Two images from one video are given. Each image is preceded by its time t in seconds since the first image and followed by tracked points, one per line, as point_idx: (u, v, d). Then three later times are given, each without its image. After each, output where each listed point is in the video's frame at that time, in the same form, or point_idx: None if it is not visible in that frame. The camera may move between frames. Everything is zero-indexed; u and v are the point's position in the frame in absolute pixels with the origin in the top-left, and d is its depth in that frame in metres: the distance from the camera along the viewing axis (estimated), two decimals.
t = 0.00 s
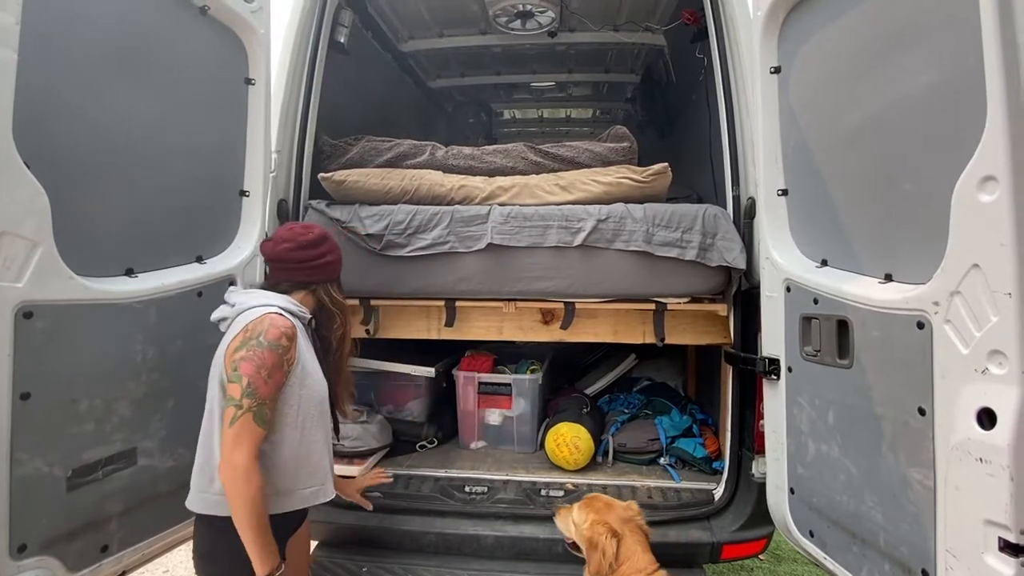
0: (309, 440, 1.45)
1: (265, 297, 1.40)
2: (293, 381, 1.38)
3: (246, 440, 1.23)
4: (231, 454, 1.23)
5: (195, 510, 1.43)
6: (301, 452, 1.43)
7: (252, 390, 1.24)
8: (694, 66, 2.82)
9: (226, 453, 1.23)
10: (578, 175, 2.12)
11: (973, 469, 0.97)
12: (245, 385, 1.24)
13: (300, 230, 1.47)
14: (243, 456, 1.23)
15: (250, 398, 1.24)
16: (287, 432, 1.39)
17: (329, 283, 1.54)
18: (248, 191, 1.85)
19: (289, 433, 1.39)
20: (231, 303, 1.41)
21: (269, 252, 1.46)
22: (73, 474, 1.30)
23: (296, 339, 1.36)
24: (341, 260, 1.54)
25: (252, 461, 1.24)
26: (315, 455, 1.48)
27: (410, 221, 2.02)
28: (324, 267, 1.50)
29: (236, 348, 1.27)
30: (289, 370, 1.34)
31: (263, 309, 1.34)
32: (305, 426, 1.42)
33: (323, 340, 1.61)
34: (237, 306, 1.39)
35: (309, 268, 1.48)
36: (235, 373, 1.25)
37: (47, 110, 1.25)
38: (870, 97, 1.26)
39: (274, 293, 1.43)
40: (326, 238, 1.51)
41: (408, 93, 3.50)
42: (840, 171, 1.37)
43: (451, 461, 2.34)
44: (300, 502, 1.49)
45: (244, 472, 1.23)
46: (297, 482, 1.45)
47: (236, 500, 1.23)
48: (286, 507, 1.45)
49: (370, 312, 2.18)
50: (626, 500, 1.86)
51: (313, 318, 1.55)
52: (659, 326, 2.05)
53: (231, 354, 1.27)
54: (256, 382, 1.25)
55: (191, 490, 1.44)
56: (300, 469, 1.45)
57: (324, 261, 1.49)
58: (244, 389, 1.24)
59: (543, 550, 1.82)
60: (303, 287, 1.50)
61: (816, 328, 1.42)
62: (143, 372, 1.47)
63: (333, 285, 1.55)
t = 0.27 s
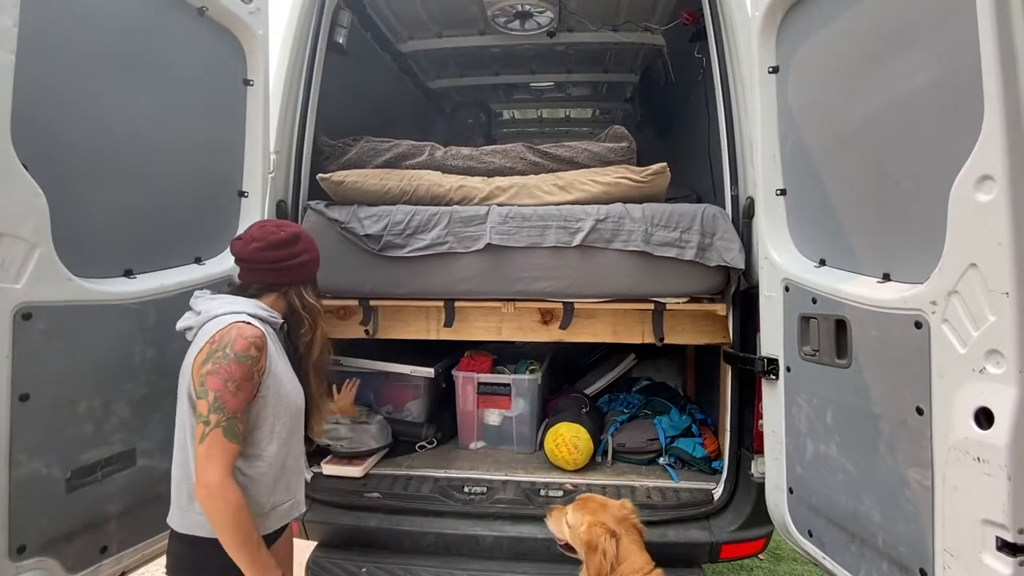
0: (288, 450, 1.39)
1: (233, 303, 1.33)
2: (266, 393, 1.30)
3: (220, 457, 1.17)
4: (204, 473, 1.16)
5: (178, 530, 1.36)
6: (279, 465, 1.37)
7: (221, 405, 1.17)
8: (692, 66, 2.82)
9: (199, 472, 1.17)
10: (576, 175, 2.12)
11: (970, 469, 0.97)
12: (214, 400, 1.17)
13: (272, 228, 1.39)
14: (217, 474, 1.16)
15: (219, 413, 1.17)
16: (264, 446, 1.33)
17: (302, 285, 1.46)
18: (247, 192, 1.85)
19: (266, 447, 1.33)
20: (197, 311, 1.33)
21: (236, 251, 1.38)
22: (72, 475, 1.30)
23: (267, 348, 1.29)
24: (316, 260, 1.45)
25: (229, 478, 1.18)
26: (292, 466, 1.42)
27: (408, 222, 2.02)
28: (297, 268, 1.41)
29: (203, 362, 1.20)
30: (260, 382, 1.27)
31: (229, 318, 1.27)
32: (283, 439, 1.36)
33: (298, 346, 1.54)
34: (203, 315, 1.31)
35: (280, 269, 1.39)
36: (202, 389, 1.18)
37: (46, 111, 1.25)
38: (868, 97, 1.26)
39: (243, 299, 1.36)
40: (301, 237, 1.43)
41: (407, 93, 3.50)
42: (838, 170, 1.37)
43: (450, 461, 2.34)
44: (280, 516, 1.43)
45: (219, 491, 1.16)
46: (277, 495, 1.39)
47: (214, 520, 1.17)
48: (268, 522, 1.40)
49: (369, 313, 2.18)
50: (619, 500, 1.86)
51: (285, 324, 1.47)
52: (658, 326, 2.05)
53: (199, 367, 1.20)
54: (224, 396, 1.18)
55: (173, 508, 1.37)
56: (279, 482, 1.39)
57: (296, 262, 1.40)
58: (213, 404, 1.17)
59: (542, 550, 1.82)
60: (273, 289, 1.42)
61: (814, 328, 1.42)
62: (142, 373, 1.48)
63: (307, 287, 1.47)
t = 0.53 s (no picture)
0: (272, 455, 1.38)
1: (216, 306, 1.33)
2: (245, 398, 1.30)
3: (188, 465, 1.16)
4: (172, 480, 1.16)
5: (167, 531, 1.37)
6: (265, 468, 1.37)
7: (190, 412, 1.17)
8: (692, 66, 2.82)
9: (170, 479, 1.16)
10: (576, 175, 2.12)
11: (969, 469, 0.97)
12: (183, 407, 1.17)
13: (257, 226, 1.38)
14: (184, 482, 1.15)
15: (189, 420, 1.17)
16: (246, 451, 1.32)
17: (288, 283, 1.45)
18: (247, 193, 1.85)
19: (247, 451, 1.32)
20: (180, 314, 1.33)
21: (222, 248, 1.38)
22: (72, 476, 1.30)
23: (244, 354, 1.28)
24: (303, 259, 1.44)
25: (197, 486, 1.17)
26: (282, 469, 1.42)
27: (408, 222, 2.03)
28: (281, 267, 1.40)
29: (178, 368, 1.20)
30: (236, 388, 1.26)
31: (208, 324, 1.27)
32: (266, 442, 1.35)
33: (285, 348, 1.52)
34: (186, 318, 1.31)
35: (263, 268, 1.39)
36: (175, 395, 1.19)
37: (46, 113, 1.26)
38: (867, 96, 1.26)
39: (227, 301, 1.37)
40: (288, 235, 1.42)
41: (407, 93, 3.50)
42: (837, 170, 1.37)
43: (450, 461, 2.34)
44: (272, 516, 1.43)
45: (187, 500, 1.15)
46: (265, 497, 1.39)
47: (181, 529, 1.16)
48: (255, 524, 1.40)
49: (369, 313, 2.19)
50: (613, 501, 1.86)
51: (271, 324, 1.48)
52: (658, 325, 2.05)
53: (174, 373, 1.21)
54: (194, 404, 1.17)
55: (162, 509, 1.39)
56: (266, 484, 1.39)
57: (280, 261, 1.39)
58: (182, 411, 1.17)
59: (541, 550, 1.82)
60: (258, 287, 1.42)
61: (813, 328, 1.42)
62: (141, 374, 1.48)
63: (292, 285, 1.46)
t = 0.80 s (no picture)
0: (277, 453, 1.38)
1: (220, 307, 1.33)
2: (248, 398, 1.29)
3: (185, 465, 1.16)
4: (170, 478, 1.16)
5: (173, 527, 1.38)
6: (269, 466, 1.37)
7: (189, 413, 1.17)
8: (692, 66, 2.82)
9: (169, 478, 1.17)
10: (576, 175, 2.12)
11: (970, 468, 0.97)
12: (183, 408, 1.17)
13: (259, 226, 1.38)
14: (181, 482, 1.16)
15: (188, 419, 1.17)
16: (249, 450, 1.32)
17: (291, 283, 1.46)
18: (247, 193, 1.85)
19: (250, 450, 1.32)
20: (185, 315, 1.34)
21: (225, 249, 1.38)
22: (72, 475, 1.30)
23: (246, 355, 1.27)
24: (305, 259, 1.44)
25: (194, 486, 1.17)
26: (287, 466, 1.42)
27: (408, 222, 2.03)
28: (284, 267, 1.40)
29: (180, 367, 1.21)
30: (237, 389, 1.26)
31: (211, 324, 1.26)
32: (269, 441, 1.35)
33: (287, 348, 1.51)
34: (190, 319, 1.31)
35: (266, 268, 1.39)
36: (176, 395, 1.19)
37: (46, 113, 1.26)
38: (867, 96, 1.26)
39: (229, 302, 1.36)
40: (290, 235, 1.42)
41: (407, 93, 3.49)
42: (837, 169, 1.36)
43: (451, 461, 2.34)
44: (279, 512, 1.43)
45: (184, 500, 1.16)
46: (270, 495, 1.39)
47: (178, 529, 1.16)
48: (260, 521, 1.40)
49: (369, 313, 2.19)
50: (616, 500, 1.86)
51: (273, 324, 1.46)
52: (658, 325, 2.05)
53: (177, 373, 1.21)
54: (193, 404, 1.17)
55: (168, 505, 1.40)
56: (271, 482, 1.39)
57: (283, 262, 1.40)
58: (182, 411, 1.17)
59: (542, 550, 1.82)
60: (261, 287, 1.42)
61: (814, 328, 1.41)
62: (142, 374, 1.48)
63: (295, 285, 1.46)
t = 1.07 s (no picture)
0: (297, 445, 1.39)
1: (234, 306, 1.33)
2: (269, 393, 1.30)
3: (217, 459, 1.16)
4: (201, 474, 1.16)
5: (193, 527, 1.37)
6: (289, 458, 1.38)
7: (218, 408, 1.17)
8: (693, 65, 2.81)
9: (199, 475, 1.17)
10: (577, 174, 2.12)
11: (973, 468, 0.96)
12: (211, 404, 1.17)
13: (267, 226, 1.38)
14: (215, 477, 1.16)
15: (218, 415, 1.17)
16: (271, 443, 1.33)
17: (298, 282, 1.46)
18: (248, 193, 1.85)
19: (272, 443, 1.33)
20: (201, 316, 1.33)
21: (232, 249, 1.38)
22: (74, 474, 1.30)
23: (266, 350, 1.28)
24: (312, 258, 1.45)
25: (227, 479, 1.18)
26: (304, 458, 1.43)
27: (409, 222, 2.03)
28: (291, 267, 1.41)
29: (203, 365, 1.21)
30: (260, 384, 1.26)
31: (229, 322, 1.27)
32: (289, 433, 1.36)
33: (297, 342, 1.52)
34: (206, 319, 1.31)
35: (273, 268, 1.39)
36: (202, 392, 1.19)
37: (48, 113, 1.26)
38: (869, 95, 1.25)
39: (242, 301, 1.36)
40: (296, 235, 1.42)
41: (408, 93, 3.49)
42: (839, 169, 1.36)
43: (452, 461, 2.34)
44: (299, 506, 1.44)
45: (219, 494, 1.16)
46: (290, 487, 1.40)
47: (215, 522, 1.16)
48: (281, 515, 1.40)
49: (370, 313, 2.19)
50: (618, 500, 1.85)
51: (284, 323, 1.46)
52: (659, 325, 2.04)
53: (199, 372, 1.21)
54: (222, 400, 1.18)
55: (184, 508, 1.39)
56: (291, 475, 1.40)
57: (290, 261, 1.40)
58: (211, 407, 1.17)
59: (543, 550, 1.82)
60: (269, 287, 1.42)
61: (816, 328, 1.41)
62: (143, 373, 1.48)
63: (302, 283, 1.46)
